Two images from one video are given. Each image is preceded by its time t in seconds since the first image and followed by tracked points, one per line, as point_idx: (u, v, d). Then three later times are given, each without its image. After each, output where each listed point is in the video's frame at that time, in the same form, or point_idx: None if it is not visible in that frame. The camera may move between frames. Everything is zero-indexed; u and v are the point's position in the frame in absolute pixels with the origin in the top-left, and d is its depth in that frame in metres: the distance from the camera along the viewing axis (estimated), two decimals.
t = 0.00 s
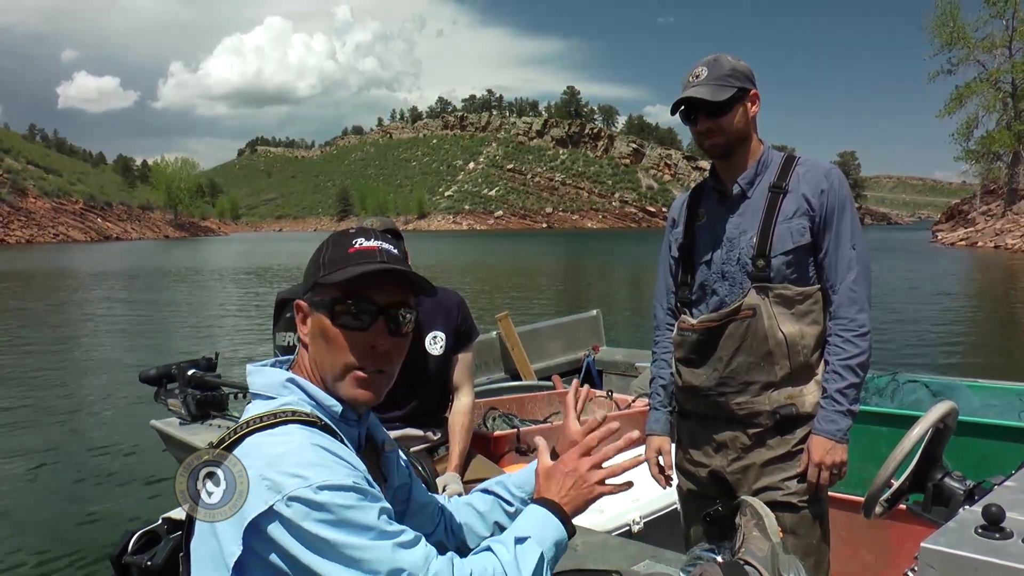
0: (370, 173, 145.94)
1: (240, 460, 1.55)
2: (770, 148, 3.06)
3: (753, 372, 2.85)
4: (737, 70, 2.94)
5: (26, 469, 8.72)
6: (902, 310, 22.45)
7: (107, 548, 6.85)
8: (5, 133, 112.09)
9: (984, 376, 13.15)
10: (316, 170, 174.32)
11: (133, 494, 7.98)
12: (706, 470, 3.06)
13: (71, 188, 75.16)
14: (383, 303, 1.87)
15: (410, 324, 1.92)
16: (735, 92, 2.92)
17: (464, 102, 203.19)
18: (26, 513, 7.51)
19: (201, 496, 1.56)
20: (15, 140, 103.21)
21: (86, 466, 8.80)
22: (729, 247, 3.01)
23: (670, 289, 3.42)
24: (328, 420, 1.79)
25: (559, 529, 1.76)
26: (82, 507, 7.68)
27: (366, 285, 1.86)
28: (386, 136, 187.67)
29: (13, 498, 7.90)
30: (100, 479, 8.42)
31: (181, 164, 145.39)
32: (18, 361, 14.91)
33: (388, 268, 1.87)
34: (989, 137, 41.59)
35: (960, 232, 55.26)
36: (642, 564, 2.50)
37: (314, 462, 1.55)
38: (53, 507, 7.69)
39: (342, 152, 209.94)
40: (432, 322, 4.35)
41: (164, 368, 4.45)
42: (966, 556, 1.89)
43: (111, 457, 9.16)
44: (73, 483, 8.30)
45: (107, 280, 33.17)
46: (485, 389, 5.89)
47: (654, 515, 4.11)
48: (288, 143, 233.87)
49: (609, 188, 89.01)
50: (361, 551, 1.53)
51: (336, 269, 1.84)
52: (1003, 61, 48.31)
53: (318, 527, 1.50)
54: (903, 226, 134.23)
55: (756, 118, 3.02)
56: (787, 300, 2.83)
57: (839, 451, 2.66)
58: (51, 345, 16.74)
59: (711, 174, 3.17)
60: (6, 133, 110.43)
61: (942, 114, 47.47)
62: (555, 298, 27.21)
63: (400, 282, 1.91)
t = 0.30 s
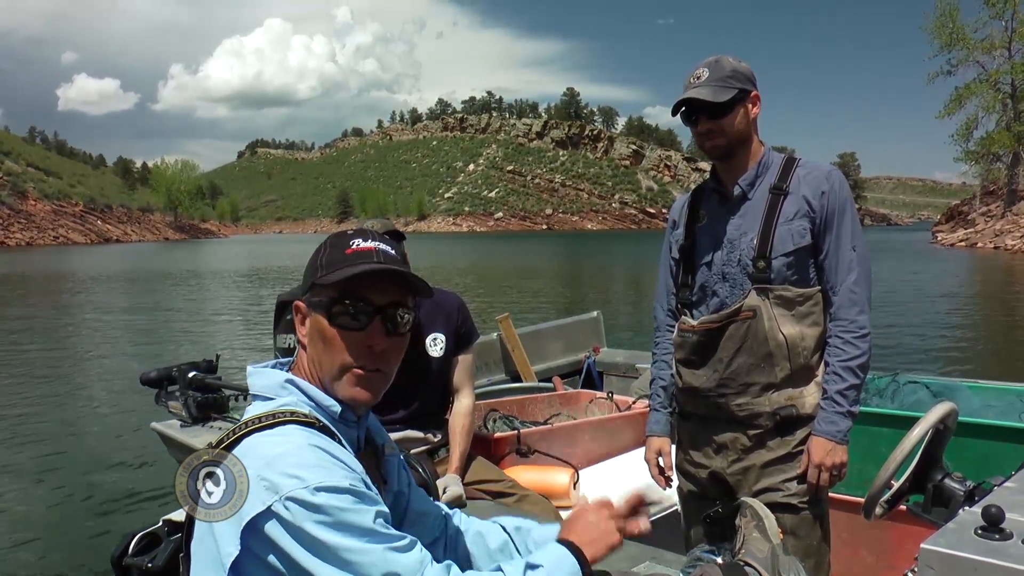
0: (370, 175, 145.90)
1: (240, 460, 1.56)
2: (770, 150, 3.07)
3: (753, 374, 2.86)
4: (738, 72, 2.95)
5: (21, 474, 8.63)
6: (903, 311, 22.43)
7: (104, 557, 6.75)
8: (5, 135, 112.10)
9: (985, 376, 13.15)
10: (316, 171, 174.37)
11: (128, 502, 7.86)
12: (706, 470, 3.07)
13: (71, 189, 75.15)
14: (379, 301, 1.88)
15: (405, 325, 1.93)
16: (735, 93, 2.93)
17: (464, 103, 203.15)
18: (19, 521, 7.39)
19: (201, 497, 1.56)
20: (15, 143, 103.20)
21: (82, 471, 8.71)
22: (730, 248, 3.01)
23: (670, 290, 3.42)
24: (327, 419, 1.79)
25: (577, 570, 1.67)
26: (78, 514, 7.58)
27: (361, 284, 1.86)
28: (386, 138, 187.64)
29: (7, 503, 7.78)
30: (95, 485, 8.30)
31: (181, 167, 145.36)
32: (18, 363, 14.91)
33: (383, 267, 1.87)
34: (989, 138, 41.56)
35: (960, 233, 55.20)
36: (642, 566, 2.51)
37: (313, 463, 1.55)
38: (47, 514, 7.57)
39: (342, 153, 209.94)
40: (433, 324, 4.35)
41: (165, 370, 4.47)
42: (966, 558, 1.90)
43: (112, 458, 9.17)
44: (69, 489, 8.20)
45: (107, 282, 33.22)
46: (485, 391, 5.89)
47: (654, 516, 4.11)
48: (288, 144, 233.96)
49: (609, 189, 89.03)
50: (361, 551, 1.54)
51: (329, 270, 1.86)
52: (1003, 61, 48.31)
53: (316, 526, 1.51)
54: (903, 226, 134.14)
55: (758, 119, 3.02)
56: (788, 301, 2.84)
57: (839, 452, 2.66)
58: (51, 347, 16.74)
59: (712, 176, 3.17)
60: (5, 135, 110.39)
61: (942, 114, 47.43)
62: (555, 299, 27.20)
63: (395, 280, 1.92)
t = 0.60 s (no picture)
0: (370, 175, 146.02)
1: (239, 459, 1.56)
2: (772, 151, 3.07)
3: (754, 374, 2.86)
4: (741, 72, 2.95)
5: (22, 477, 8.60)
6: (904, 311, 22.46)
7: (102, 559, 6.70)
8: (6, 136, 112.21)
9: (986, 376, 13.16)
10: (316, 172, 174.44)
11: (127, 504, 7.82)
12: (707, 471, 3.07)
13: (72, 190, 75.24)
14: (369, 290, 1.89)
15: (398, 314, 1.94)
16: (738, 93, 2.92)
17: (464, 104, 203.26)
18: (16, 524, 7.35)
19: (200, 497, 1.56)
20: (16, 144, 103.30)
21: (82, 474, 8.67)
22: (732, 248, 3.01)
23: (670, 289, 3.42)
24: (325, 415, 1.79)
25: None
26: (77, 517, 7.51)
27: (352, 274, 1.88)
28: (386, 138, 187.62)
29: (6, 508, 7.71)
30: (94, 488, 8.27)
31: (181, 167, 145.50)
32: (18, 364, 14.91)
33: (374, 258, 1.88)
34: (989, 138, 41.64)
35: (960, 233, 55.27)
36: (644, 566, 2.50)
37: (310, 462, 1.55)
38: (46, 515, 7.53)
39: (343, 154, 210.13)
40: (434, 325, 4.35)
41: (167, 370, 4.46)
42: (968, 558, 1.89)
43: (113, 459, 9.17)
44: (68, 492, 8.16)
45: (108, 283, 33.29)
46: (486, 391, 5.89)
47: (655, 517, 4.11)
48: (289, 144, 234.31)
49: (609, 190, 89.12)
50: (360, 549, 1.54)
51: (319, 262, 1.86)
52: (1003, 61, 48.37)
53: (315, 525, 1.50)
54: (903, 226, 134.25)
55: (759, 120, 3.02)
56: (789, 301, 2.84)
57: (841, 453, 2.67)
58: (52, 348, 16.74)
59: (713, 176, 3.18)
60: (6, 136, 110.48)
61: (942, 114, 47.49)
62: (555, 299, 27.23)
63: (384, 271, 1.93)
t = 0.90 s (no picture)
0: (371, 175, 145.99)
1: (236, 458, 1.56)
2: (775, 149, 3.07)
3: (756, 373, 2.86)
4: (744, 71, 2.95)
5: (21, 478, 8.54)
6: (905, 311, 22.46)
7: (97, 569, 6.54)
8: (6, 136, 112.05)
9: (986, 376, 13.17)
10: (317, 171, 174.35)
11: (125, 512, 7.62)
12: (709, 470, 3.07)
13: (73, 190, 75.15)
14: (352, 288, 1.88)
15: (382, 312, 1.94)
16: (741, 92, 2.92)
17: (464, 104, 203.26)
18: (19, 522, 7.39)
19: (200, 496, 1.56)
20: (17, 143, 103.15)
21: (83, 476, 8.62)
22: (734, 247, 3.01)
23: (673, 289, 3.42)
24: (318, 415, 1.79)
25: None
26: (74, 522, 7.39)
27: (339, 274, 1.87)
28: (387, 138, 187.40)
29: (7, 512, 7.65)
30: (93, 493, 8.12)
31: (182, 167, 145.36)
32: (18, 364, 14.88)
33: (355, 255, 1.88)
34: (990, 138, 41.67)
35: (960, 233, 55.28)
36: (645, 565, 2.50)
37: (305, 461, 1.55)
38: (43, 522, 7.39)
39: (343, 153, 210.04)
40: (436, 323, 4.36)
41: (169, 369, 4.47)
42: (971, 558, 1.89)
43: (114, 458, 9.18)
44: (67, 496, 8.03)
45: (108, 282, 33.28)
46: (488, 391, 5.89)
47: (658, 517, 4.11)
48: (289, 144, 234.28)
49: (610, 189, 89.15)
50: (357, 547, 1.55)
51: (301, 264, 1.85)
52: (1004, 61, 48.40)
53: (310, 522, 1.52)
54: (904, 226, 134.33)
55: (762, 119, 3.02)
56: (791, 301, 2.84)
57: (843, 452, 2.66)
58: (52, 348, 16.73)
59: (715, 175, 3.18)
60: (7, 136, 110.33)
61: (943, 114, 47.51)
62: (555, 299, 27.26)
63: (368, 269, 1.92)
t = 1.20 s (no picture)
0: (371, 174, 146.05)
1: (239, 460, 1.55)
2: (776, 149, 3.06)
3: (759, 372, 2.86)
4: (747, 70, 2.94)
5: (18, 479, 8.49)
6: (905, 312, 22.46)
7: (91, 575, 6.42)
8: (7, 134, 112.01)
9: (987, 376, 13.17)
10: (317, 171, 174.41)
11: (118, 516, 7.49)
12: (712, 469, 3.06)
13: (74, 189, 75.19)
14: (334, 287, 1.87)
15: (364, 306, 1.93)
16: (743, 91, 2.92)
17: (465, 103, 203.27)
18: (22, 520, 7.41)
19: (202, 496, 1.56)
20: (18, 142, 103.11)
21: (85, 474, 8.63)
22: (736, 246, 3.01)
23: (675, 288, 3.41)
24: (313, 412, 1.79)
25: None
26: (78, 521, 7.40)
27: (319, 274, 1.86)
28: (388, 137, 187.40)
29: (10, 511, 7.66)
30: (91, 495, 8.05)
31: (182, 165, 145.42)
32: (19, 363, 14.88)
33: (335, 253, 1.88)
34: (991, 139, 41.67)
35: (960, 234, 55.30)
36: (648, 564, 2.50)
37: (304, 460, 1.55)
38: (40, 524, 7.31)
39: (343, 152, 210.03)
40: (437, 322, 4.35)
41: (170, 368, 4.48)
42: (974, 558, 1.89)
43: (114, 457, 9.18)
44: (65, 499, 7.97)
45: (109, 281, 33.31)
46: (489, 390, 5.89)
47: (659, 517, 4.10)
48: (290, 144, 234.27)
49: (610, 189, 89.20)
50: (358, 547, 1.55)
51: (280, 264, 1.84)
52: (1004, 61, 48.44)
53: (310, 520, 1.51)
54: (904, 225, 134.49)
55: (764, 119, 3.02)
56: (794, 300, 2.83)
57: (845, 452, 2.66)
58: (53, 347, 16.73)
59: (717, 174, 3.17)
60: (8, 135, 110.26)
61: (944, 114, 47.56)
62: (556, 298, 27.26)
63: (352, 267, 1.92)
